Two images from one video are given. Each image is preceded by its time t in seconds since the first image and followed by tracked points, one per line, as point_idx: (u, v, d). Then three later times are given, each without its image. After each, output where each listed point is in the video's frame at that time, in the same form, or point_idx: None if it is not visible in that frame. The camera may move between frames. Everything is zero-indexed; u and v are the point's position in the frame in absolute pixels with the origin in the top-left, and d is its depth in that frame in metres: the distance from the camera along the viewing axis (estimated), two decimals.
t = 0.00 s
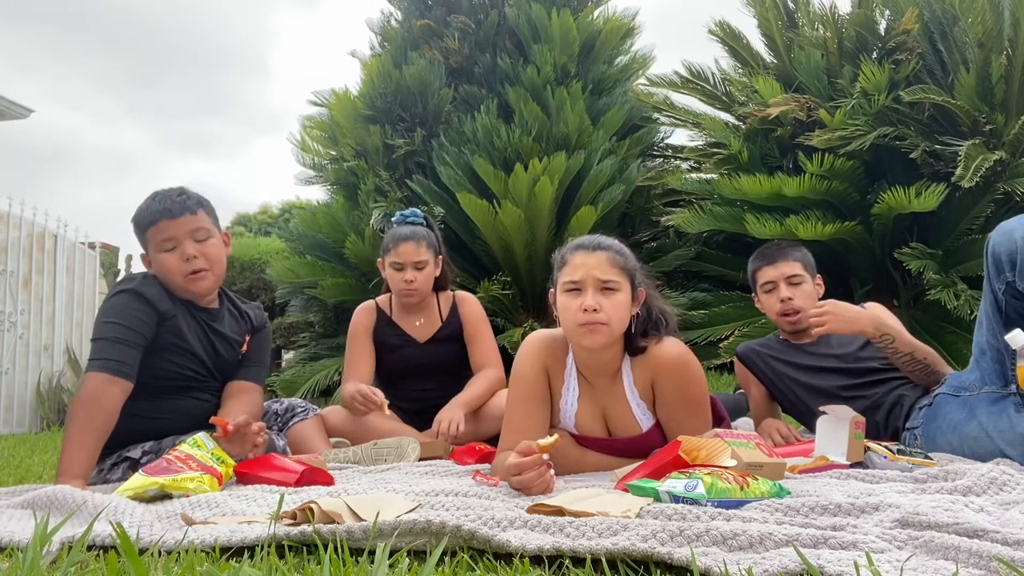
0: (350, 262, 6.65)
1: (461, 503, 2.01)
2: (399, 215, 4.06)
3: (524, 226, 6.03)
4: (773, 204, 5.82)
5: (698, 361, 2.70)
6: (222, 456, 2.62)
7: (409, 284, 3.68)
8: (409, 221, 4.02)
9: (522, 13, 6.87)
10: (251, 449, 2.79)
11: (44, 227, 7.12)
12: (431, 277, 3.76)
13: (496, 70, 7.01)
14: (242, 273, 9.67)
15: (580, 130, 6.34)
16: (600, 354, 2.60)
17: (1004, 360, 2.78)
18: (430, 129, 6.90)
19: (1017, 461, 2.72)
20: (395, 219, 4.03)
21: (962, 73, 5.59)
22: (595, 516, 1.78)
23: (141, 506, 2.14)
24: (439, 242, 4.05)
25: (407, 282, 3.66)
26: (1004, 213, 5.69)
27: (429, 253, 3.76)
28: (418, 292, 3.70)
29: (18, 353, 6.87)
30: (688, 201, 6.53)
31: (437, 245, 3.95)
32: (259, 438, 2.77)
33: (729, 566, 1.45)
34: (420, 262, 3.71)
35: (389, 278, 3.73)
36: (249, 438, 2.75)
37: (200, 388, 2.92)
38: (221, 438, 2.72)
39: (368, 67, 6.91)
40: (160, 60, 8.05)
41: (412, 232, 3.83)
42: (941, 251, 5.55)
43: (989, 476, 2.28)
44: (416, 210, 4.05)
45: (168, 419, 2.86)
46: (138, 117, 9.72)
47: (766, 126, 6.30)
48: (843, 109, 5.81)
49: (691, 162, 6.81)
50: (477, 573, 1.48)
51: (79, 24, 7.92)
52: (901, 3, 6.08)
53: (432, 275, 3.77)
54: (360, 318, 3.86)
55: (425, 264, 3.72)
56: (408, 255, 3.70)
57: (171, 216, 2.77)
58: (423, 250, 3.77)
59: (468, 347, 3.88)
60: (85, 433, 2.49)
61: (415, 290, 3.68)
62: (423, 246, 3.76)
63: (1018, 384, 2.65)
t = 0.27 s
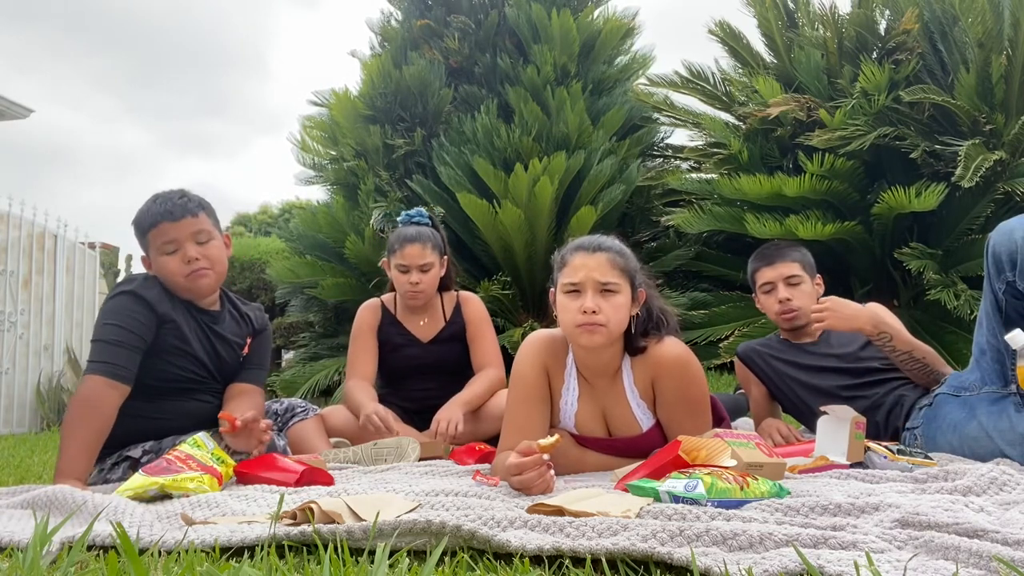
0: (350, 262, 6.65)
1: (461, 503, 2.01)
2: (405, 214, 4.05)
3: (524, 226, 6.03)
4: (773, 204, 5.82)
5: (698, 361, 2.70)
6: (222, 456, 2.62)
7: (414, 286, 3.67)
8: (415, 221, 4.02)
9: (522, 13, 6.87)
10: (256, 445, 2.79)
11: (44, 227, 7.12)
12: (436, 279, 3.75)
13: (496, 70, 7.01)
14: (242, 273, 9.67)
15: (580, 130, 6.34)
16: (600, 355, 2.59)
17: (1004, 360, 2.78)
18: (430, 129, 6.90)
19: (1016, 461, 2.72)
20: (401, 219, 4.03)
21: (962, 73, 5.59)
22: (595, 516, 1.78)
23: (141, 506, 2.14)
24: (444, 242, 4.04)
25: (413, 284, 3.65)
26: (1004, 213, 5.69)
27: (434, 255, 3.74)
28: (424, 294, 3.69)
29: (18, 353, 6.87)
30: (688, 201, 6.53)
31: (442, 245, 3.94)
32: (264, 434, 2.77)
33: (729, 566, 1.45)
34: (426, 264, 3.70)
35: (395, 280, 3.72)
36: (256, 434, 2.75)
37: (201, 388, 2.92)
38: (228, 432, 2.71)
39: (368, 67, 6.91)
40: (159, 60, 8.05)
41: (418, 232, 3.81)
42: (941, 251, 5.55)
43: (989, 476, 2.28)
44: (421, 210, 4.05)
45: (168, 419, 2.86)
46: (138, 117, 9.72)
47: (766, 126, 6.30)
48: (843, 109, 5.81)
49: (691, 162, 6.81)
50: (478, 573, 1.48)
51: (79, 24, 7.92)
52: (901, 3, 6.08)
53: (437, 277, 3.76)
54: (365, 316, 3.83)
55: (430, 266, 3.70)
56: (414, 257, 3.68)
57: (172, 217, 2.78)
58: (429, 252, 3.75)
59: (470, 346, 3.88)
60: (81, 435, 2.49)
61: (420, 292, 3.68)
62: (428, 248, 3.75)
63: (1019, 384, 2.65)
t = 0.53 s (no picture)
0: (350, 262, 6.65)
1: (461, 503, 2.01)
2: (410, 213, 4.05)
3: (524, 226, 6.03)
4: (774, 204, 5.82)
5: (698, 362, 2.70)
6: (222, 456, 2.62)
7: (418, 286, 3.67)
8: (420, 221, 4.02)
9: (522, 14, 6.87)
10: (255, 446, 2.78)
11: (45, 227, 7.12)
12: (441, 278, 3.76)
13: (496, 70, 7.01)
14: (242, 273, 9.68)
15: (580, 130, 6.35)
16: (600, 355, 2.59)
17: (1004, 360, 2.78)
18: (430, 129, 6.90)
19: (1017, 461, 2.72)
20: (406, 219, 4.03)
21: (962, 73, 5.58)
22: (595, 516, 1.78)
23: (141, 506, 2.14)
24: (448, 242, 4.04)
25: (417, 283, 3.65)
26: (1004, 213, 5.69)
27: (439, 255, 3.74)
28: (428, 294, 3.69)
29: (18, 353, 6.87)
30: (688, 201, 6.53)
31: (447, 245, 3.93)
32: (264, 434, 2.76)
33: (729, 566, 1.45)
34: (430, 263, 3.70)
35: (399, 279, 3.72)
36: (255, 434, 2.74)
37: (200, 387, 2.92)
38: (227, 433, 2.70)
39: (368, 67, 6.91)
40: (159, 60, 8.05)
41: (423, 231, 3.80)
42: (941, 251, 5.55)
43: (989, 476, 2.28)
44: (426, 210, 4.05)
45: (169, 419, 2.86)
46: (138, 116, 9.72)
47: (766, 126, 6.30)
48: (843, 109, 5.80)
49: (691, 162, 6.81)
50: (478, 574, 1.48)
51: (79, 24, 7.92)
52: (901, 3, 6.08)
53: (441, 277, 3.76)
54: (368, 314, 3.82)
55: (435, 266, 3.70)
56: (420, 257, 3.68)
57: (172, 220, 2.77)
58: (434, 252, 3.75)
59: (471, 346, 3.88)
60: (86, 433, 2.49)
61: (425, 292, 3.68)
62: (433, 248, 3.74)
63: (1019, 384, 2.65)
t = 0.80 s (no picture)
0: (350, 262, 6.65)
1: (461, 503, 2.01)
2: (413, 213, 4.05)
3: (524, 226, 6.03)
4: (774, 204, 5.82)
5: (698, 362, 2.70)
6: (222, 456, 2.62)
7: (421, 286, 3.67)
8: (423, 221, 4.02)
9: (523, 14, 6.87)
10: (256, 446, 2.78)
11: (44, 227, 7.12)
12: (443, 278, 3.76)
13: (496, 70, 7.01)
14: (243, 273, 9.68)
15: (580, 130, 6.35)
16: (600, 355, 2.59)
17: (1004, 360, 2.78)
18: (430, 129, 6.90)
19: (1017, 461, 2.72)
20: (409, 219, 4.03)
21: (962, 73, 5.59)
22: (595, 516, 1.78)
23: (141, 506, 2.14)
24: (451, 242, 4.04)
25: (419, 283, 3.65)
26: (1004, 213, 5.69)
27: (442, 255, 3.74)
28: (430, 293, 3.69)
29: (18, 353, 6.87)
30: (688, 201, 6.53)
31: (450, 245, 3.93)
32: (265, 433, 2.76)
33: (729, 566, 1.45)
34: (433, 263, 3.69)
35: (402, 278, 3.72)
36: (256, 434, 2.74)
37: (200, 387, 2.92)
38: (227, 433, 2.70)
39: (368, 67, 6.91)
40: (159, 60, 8.05)
41: (426, 231, 3.80)
42: (941, 251, 5.55)
43: (989, 476, 2.28)
44: (430, 210, 4.05)
45: (169, 419, 2.86)
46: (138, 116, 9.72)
47: (765, 126, 6.30)
48: (843, 109, 5.80)
49: (691, 162, 6.81)
50: (477, 574, 1.48)
51: (79, 24, 7.92)
52: (901, 4, 6.08)
53: (444, 277, 3.76)
54: (370, 315, 3.82)
55: (438, 266, 3.70)
56: (423, 256, 3.68)
57: (168, 221, 2.79)
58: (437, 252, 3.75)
59: (472, 346, 3.88)
60: (83, 437, 2.50)
61: (427, 292, 3.67)
62: (436, 248, 3.74)
63: (1019, 384, 2.65)
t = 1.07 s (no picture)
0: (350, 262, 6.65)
1: (461, 503, 2.01)
2: (415, 213, 4.05)
3: (524, 226, 6.03)
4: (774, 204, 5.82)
5: (698, 362, 2.70)
6: (222, 456, 2.62)
7: (422, 286, 3.67)
8: (425, 221, 4.02)
9: (523, 14, 6.87)
10: (255, 446, 2.78)
11: (44, 227, 7.12)
12: (444, 279, 3.76)
13: (496, 70, 7.02)
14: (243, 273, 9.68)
15: (580, 130, 6.35)
16: (599, 355, 2.60)
17: (1004, 360, 2.78)
18: (430, 129, 6.90)
19: (1017, 461, 2.72)
20: (411, 219, 4.03)
21: (962, 73, 5.59)
22: (595, 516, 1.78)
23: (141, 506, 2.14)
24: (453, 242, 4.04)
25: (421, 283, 3.65)
26: (1004, 213, 5.69)
27: (443, 255, 3.74)
28: (432, 293, 3.69)
29: (18, 353, 6.87)
30: (688, 201, 6.53)
31: (451, 245, 3.93)
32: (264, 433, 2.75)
33: (729, 566, 1.45)
34: (435, 263, 3.69)
35: (403, 278, 3.72)
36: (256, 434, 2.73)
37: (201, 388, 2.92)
38: (226, 433, 2.69)
39: (368, 67, 6.91)
40: (160, 60, 8.05)
41: (428, 232, 3.80)
42: (941, 251, 5.55)
43: (989, 476, 2.28)
44: (431, 210, 4.04)
45: (170, 419, 2.86)
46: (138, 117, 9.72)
47: (765, 126, 6.30)
48: (843, 109, 5.80)
49: (691, 162, 6.81)
50: (477, 573, 1.48)
51: (79, 24, 7.92)
52: (901, 3, 6.08)
53: (445, 278, 3.76)
54: (371, 315, 3.82)
55: (439, 266, 3.70)
56: (425, 256, 3.68)
57: (178, 226, 2.76)
58: (438, 252, 3.75)
59: (472, 346, 3.88)
60: (81, 436, 2.49)
61: (428, 292, 3.67)
62: (437, 248, 3.74)
63: (1018, 384, 2.65)
